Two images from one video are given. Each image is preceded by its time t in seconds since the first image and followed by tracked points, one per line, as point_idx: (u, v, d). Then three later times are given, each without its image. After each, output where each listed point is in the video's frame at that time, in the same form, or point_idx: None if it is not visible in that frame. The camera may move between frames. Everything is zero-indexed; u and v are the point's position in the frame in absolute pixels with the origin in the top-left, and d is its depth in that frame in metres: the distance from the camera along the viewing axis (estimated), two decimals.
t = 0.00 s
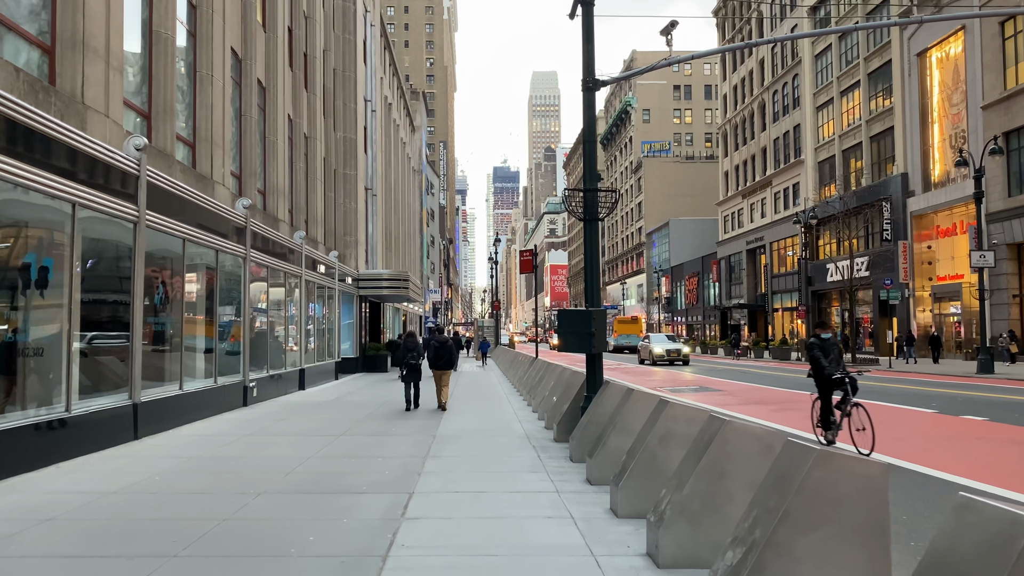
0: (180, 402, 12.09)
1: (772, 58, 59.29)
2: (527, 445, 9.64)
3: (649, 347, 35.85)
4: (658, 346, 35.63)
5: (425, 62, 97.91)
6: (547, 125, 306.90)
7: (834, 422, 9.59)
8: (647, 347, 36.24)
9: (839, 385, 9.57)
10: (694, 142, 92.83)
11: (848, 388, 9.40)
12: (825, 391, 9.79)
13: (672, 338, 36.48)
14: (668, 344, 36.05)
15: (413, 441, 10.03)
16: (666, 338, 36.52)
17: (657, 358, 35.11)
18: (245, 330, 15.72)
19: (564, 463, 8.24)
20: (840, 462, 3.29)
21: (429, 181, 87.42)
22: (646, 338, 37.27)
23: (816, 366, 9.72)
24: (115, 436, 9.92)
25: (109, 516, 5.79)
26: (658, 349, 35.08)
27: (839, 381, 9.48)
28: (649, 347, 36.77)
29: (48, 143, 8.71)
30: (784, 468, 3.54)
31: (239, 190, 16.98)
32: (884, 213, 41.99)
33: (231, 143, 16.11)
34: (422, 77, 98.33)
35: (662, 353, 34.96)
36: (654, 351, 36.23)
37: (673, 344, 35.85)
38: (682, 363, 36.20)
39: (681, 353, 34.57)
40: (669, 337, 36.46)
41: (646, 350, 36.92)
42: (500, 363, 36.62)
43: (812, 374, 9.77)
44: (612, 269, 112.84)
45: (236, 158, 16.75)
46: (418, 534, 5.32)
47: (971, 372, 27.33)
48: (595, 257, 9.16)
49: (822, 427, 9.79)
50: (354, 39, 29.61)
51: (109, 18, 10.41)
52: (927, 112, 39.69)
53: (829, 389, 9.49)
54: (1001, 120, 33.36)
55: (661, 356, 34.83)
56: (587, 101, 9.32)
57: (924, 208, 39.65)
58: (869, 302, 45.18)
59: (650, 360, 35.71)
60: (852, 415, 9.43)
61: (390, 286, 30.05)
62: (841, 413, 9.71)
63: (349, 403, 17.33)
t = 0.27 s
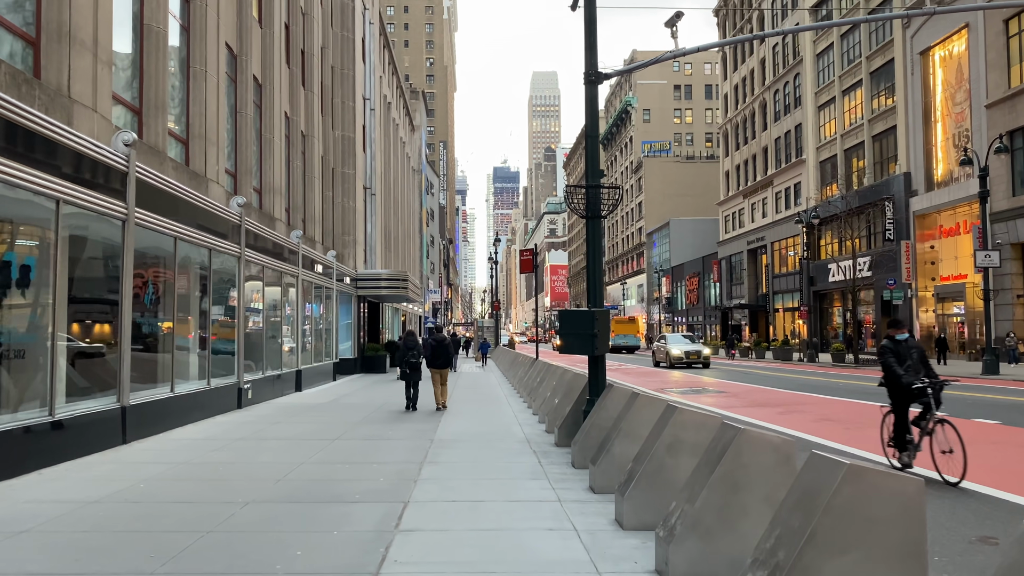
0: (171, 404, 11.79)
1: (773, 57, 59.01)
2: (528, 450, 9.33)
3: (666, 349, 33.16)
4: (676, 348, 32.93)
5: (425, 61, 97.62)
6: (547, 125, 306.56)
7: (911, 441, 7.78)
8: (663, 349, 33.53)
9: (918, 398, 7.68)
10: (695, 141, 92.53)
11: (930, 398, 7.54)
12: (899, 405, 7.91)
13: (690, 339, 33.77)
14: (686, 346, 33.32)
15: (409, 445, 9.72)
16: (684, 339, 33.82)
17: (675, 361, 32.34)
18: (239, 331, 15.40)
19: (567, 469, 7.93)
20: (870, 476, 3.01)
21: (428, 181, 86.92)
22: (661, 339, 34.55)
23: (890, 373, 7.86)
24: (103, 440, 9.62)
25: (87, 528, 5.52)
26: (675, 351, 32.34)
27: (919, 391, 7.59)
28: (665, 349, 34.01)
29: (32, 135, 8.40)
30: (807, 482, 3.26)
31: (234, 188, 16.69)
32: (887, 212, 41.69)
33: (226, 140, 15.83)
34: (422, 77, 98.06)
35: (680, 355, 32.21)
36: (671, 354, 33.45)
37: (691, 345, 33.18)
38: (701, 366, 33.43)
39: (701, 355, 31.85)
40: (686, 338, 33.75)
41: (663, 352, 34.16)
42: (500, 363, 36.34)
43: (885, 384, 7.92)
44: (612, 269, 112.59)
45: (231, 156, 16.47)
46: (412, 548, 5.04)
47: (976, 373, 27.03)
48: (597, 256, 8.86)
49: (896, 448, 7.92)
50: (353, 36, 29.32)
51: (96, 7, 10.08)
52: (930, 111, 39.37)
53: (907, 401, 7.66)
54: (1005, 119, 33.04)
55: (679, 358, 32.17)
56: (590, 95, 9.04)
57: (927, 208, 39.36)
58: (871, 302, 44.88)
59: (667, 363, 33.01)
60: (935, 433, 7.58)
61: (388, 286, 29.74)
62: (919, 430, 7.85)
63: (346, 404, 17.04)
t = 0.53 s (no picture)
0: (161, 405, 11.46)
1: (775, 55, 58.72)
2: (528, 453, 9.01)
3: (686, 350, 30.44)
4: (697, 349, 30.24)
5: (425, 61, 97.26)
6: (547, 125, 306.24)
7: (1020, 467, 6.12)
8: (681, 350, 30.97)
9: None
10: (695, 141, 92.27)
11: None
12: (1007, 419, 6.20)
13: (711, 339, 31.11)
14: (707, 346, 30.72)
15: (405, 448, 9.39)
16: (704, 339, 31.17)
17: (697, 362, 29.64)
18: (233, 330, 15.08)
19: (569, 473, 7.61)
20: (907, 487, 2.73)
21: (428, 181, 86.51)
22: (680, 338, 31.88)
23: (998, 382, 6.11)
24: (88, 442, 9.29)
25: (59, 537, 5.19)
26: (696, 352, 29.59)
27: None
28: (684, 349, 31.33)
29: (13, 125, 8.07)
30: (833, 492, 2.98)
31: (229, 184, 16.39)
32: (889, 211, 41.39)
33: (220, 135, 15.52)
34: (422, 77, 97.82)
35: (702, 356, 29.45)
36: (692, 355, 30.71)
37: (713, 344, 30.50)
38: (723, 367, 30.84)
39: (725, 356, 29.14)
40: (707, 337, 31.14)
41: (683, 353, 31.42)
42: (499, 363, 36.05)
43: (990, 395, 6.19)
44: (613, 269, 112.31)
45: (225, 151, 16.17)
46: (403, 559, 4.73)
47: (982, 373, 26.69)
48: (597, 251, 8.55)
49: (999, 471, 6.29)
50: (351, 33, 29.03)
51: None
52: (933, 109, 39.06)
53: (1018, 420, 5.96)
54: (1009, 117, 32.72)
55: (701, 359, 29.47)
56: (592, 84, 8.73)
57: (930, 206, 39.05)
58: (874, 302, 44.58)
59: (688, 365, 30.30)
60: None
61: (387, 285, 29.44)
62: None
63: (343, 404, 16.73)
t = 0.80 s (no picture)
0: (152, 407, 11.12)
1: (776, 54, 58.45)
2: (529, 457, 8.72)
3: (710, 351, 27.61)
4: (723, 351, 27.37)
5: (424, 60, 96.90)
6: (547, 125, 306.04)
7: None
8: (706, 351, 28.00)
9: None
10: (696, 141, 92.04)
11: None
12: None
13: (737, 338, 28.23)
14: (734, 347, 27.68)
15: (402, 452, 9.09)
16: (729, 338, 28.27)
17: (722, 366, 26.84)
18: (227, 330, 14.75)
19: (571, 480, 7.32)
20: (957, 512, 2.48)
21: (427, 181, 86.16)
22: (703, 339, 29.01)
23: None
24: (74, 447, 8.96)
25: (33, 551, 4.88)
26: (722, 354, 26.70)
27: None
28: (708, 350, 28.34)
29: None
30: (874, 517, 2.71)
31: (224, 182, 16.10)
32: (892, 210, 41.08)
33: (214, 131, 15.22)
34: (422, 76, 97.51)
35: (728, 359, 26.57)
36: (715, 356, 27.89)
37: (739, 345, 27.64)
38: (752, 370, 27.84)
39: (754, 358, 26.32)
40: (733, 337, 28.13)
41: (707, 355, 28.49)
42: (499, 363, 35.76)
43: None
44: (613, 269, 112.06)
45: (220, 148, 15.88)
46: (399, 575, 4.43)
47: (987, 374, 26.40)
48: (600, 249, 8.25)
49: None
50: (350, 30, 28.75)
51: None
52: (937, 108, 38.77)
53: None
54: (1014, 115, 32.42)
55: (728, 362, 26.60)
56: (596, 76, 8.44)
57: (933, 206, 38.75)
58: (877, 301, 44.26)
59: (713, 368, 27.43)
60: None
61: (385, 284, 29.14)
62: None
63: (340, 406, 16.40)
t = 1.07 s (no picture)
0: (143, 410, 10.79)
1: (778, 53, 58.13)
2: (531, 462, 8.42)
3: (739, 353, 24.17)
4: (755, 353, 23.86)
5: (424, 59, 96.53)
6: (547, 125, 305.83)
7: None
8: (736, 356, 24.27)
9: None
10: (697, 140, 91.75)
11: None
12: None
13: (770, 338, 24.69)
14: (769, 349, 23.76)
15: (400, 456, 8.78)
16: (762, 338, 24.72)
17: (755, 370, 23.26)
18: (222, 330, 14.43)
19: (576, 487, 7.02)
20: None
21: (427, 180, 85.85)
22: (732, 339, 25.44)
23: None
24: (60, 451, 8.63)
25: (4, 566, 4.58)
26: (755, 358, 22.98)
27: None
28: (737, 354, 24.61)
29: None
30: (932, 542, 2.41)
31: (219, 178, 15.80)
32: (896, 209, 40.77)
33: (209, 126, 14.91)
34: (422, 75, 97.23)
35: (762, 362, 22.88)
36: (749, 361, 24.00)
37: (775, 345, 23.98)
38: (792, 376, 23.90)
39: (793, 361, 22.65)
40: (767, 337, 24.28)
41: (735, 357, 24.99)
42: (500, 363, 35.47)
43: None
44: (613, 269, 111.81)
45: (215, 144, 15.59)
46: None
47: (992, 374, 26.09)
48: (605, 245, 7.95)
49: None
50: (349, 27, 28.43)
51: None
52: (941, 106, 38.45)
53: None
54: (1019, 112, 32.09)
55: (762, 365, 22.93)
56: (600, 66, 8.16)
57: (937, 205, 38.44)
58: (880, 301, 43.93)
59: (744, 372, 23.83)
60: None
61: (384, 283, 28.83)
62: None
63: (338, 407, 16.09)
